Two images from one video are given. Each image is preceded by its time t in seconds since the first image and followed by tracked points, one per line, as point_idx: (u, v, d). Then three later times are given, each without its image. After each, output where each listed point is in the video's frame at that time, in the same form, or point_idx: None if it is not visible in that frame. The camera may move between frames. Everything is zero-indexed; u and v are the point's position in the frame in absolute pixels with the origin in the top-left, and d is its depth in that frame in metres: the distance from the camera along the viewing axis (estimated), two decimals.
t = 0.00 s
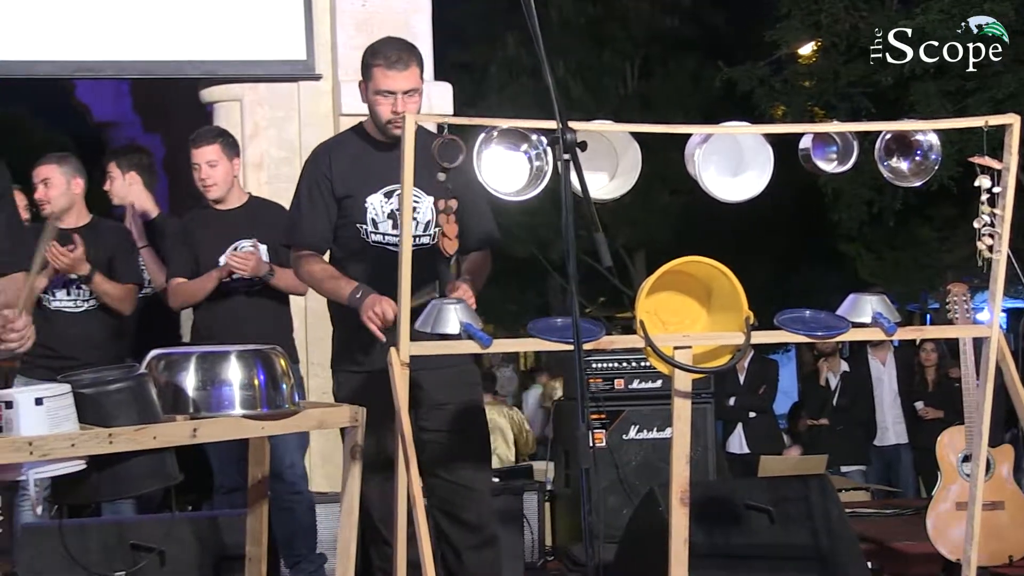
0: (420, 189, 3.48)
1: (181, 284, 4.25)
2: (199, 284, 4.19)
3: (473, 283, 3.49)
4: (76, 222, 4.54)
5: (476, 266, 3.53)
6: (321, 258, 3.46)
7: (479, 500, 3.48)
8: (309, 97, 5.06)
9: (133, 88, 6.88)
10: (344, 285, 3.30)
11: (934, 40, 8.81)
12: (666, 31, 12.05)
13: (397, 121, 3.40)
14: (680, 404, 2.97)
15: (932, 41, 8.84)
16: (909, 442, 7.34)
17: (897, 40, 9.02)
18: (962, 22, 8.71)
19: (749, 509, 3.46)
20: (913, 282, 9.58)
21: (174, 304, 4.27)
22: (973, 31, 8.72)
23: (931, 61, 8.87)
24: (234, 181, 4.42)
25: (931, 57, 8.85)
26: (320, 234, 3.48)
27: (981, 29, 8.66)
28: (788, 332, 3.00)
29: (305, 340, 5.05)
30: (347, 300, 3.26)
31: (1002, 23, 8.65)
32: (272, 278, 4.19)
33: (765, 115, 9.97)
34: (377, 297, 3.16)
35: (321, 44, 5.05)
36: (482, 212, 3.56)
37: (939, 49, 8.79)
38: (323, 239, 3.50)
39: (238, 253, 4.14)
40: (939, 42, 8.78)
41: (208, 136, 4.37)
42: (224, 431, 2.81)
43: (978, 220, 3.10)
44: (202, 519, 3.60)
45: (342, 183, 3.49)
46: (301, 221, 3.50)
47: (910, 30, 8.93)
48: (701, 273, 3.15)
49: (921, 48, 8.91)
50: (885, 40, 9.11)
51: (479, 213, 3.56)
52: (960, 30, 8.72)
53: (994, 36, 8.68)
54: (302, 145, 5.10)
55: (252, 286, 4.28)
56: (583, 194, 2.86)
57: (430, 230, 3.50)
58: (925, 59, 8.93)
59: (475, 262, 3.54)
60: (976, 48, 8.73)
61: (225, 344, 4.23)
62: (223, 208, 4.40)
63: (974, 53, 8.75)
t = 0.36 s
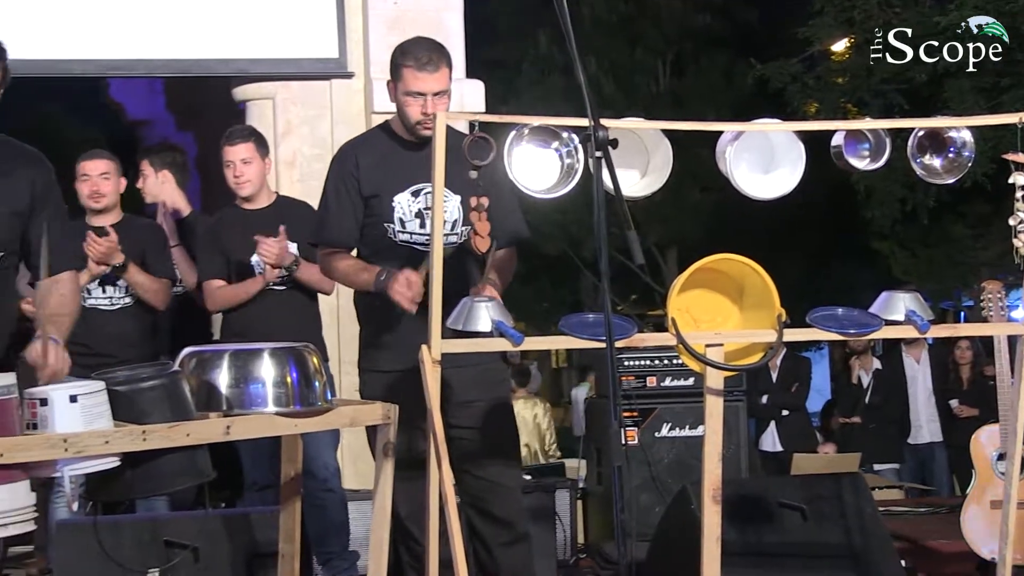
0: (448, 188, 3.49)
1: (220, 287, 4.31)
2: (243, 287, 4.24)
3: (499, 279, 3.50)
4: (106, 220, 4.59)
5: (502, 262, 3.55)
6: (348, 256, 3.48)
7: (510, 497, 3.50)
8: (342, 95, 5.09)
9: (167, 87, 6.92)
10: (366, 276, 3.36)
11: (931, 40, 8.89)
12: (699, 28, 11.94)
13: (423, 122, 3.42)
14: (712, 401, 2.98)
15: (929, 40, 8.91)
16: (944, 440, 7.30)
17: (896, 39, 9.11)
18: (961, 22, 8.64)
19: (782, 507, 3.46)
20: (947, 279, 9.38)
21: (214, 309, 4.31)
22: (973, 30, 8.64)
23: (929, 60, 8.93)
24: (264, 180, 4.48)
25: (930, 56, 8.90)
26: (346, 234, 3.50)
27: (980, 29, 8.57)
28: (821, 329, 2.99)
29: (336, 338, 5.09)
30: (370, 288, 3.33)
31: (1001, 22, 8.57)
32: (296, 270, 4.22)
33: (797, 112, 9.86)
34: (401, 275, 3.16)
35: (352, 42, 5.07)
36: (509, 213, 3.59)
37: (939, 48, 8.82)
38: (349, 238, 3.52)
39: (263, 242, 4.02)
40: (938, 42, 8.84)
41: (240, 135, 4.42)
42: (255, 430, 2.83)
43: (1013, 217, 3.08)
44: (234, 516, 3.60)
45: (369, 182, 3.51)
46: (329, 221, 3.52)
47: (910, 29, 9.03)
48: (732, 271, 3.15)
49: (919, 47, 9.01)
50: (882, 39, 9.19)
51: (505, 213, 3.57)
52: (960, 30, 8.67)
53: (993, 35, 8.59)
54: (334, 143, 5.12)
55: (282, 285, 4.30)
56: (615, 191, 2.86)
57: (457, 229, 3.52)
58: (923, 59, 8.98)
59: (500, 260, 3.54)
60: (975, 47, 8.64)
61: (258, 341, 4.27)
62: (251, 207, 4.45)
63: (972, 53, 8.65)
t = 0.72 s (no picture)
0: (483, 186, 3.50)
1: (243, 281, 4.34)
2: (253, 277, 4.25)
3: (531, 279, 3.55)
4: (144, 220, 4.64)
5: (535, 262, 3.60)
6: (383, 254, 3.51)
7: (544, 496, 3.51)
8: (375, 95, 5.13)
9: (201, 87, 6.95)
10: (405, 284, 3.35)
11: (931, 40, 8.51)
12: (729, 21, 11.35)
13: (456, 119, 3.45)
14: (747, 400, 2.98)
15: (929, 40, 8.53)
16: (981, 440, 7.30)
17: (896, 39, 8.54)
18: (962, 22, 8.40)
19: (817, 506, 3.44)
20: (982, 277, 8.96)
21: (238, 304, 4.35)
22: (973, 31, 8.38)
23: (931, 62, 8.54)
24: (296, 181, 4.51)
25: (930, 57, 8.51)
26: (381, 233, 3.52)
27: (980, 29, 8.31)
28: (855, 328, 2.98)
29: (368, 335, 5.12)
30: (409, 299, 3.31)
31: (1002, 22, 8.27)
32: (340, 276, 4.24)
33: (832, 111, 8.98)
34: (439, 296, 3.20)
35: (386, 42, 5.12)
36: (543, 211, 3.60)
37: (939, 49, 8.48)
38: (384, 237, 3.54)
39: (317, 253, 4.07)
40: (939, 42, 8.49)
41: (271, 135, 4.45)
42: (291, 428, 2.87)
43: None
44: (269, 514, 3.61)
45: (403, 181, 3.53)
46: (363, 220, 3.54)
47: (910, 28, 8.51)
48: (766, 270, 3.15)
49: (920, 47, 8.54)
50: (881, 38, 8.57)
51: (538, 211, 3.59)
52: (960, 30, 8.39)
53: (993, 35, 8.27)
54: (368, 142, 5.15)
55: (312, 284, 4.35)
56: (649, 189, 2.87)
57: (492, 227, 3.51)
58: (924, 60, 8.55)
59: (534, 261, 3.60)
60: (975, 47, 8.36)
61: (293, 340, 4.31)
62: (282, 207, 4.48)
63: (973, 53, 8.38)
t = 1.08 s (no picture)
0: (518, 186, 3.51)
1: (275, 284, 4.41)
2: (291, 284, 4.33)
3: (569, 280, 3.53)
4: (180, 219, 4.72)
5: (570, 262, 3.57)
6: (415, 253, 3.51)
7: (578, 496, 3.51)
8: (408, 93, 5.15)
9: (237, 87, 7.01)
10: (439, 285, 3.35)
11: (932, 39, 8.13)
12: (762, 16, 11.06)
13: (493, 119, 3.47)
14: (781, 400, 2.99)
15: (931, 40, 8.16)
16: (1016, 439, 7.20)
17: (896, 39, 8.24)
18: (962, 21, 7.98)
19: (851, 506, 3.43)
20: (1019, 277, 8.47)
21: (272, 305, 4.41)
22: (973, 31, 7.95)
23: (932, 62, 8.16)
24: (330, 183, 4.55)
25: (931, 57, 8.14)
26: (417, 232, 3.54)
27: (980, 28, 7.88)
28: (890, 328, 2.97)
29: (401, 335, 5.14)
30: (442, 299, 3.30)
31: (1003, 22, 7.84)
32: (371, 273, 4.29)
33: (866, 111, 8.57)
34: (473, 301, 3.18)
35: (420, 41, 5.14)
36: (577, 211, 3.62)
37: (940, 48, 8.08)
38: (419, 236, 3.56)
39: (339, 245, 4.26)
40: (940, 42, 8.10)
41: (313, 136, 4.49)
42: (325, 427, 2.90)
43: None
44: (303, 514, 3.64)
45: (439, 180, 3.56)
46: (398, 218, 3.56)
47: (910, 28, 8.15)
48: (800, 270, 3.14)
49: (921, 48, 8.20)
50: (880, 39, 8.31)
51: (572, 211, 3.60)
52: (961, 30, 7.99)
53: (993, 35, 7.85)
54: (401, 141, 5.17)
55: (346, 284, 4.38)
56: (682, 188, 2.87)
57: (526, 227, 3.53)
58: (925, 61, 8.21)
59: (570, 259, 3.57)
60: (975, 47, 7.93)
61: (326, 340, 4.34)
62: (316, 207, 4.52)
63: (973, 53, 7.96)
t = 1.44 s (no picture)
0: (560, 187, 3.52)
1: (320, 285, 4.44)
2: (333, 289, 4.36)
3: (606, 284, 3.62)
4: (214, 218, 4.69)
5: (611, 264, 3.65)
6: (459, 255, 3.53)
7: (618, 497, 3.51)
8: (447, 93, 5.17)
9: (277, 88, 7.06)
10: (485, 288, 3.37)
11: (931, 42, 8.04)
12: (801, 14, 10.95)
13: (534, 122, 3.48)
14: (820, 400, 2.98)
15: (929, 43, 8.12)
16: None
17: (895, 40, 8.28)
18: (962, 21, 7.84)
19: (891, 507, 3.41)
20: None
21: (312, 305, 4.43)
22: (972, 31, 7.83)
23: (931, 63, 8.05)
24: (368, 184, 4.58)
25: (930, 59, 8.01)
26: (459, 234, 3.56)
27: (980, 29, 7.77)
28: (930, 327, 2.96)
29: (442, 336, 5.17)
30: (485, 300, 3.35)
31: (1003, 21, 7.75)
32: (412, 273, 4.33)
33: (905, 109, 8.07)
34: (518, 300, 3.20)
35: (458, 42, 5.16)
36: (618, 211, 3.62)
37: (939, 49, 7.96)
38: (462, 238, 3.58)
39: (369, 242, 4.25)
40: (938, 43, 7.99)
41: (351, 137, 4.52)
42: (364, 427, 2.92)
43: None
44: (342, 513, 3.66)
45: (483, 181, 3.58)
46: (442, 220, 3.59)
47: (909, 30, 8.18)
48: (840, 270, 3.13)
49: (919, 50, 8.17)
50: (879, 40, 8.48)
51: (612, 211, 3.61)
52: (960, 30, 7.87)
53: (993, 35, 7.76)
54: (440, 142, 5.19)
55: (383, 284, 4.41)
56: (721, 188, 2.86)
57: (572, 228, 3.54)
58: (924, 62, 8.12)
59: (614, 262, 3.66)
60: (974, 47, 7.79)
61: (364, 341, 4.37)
62: (353, 207, 4.55)
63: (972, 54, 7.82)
